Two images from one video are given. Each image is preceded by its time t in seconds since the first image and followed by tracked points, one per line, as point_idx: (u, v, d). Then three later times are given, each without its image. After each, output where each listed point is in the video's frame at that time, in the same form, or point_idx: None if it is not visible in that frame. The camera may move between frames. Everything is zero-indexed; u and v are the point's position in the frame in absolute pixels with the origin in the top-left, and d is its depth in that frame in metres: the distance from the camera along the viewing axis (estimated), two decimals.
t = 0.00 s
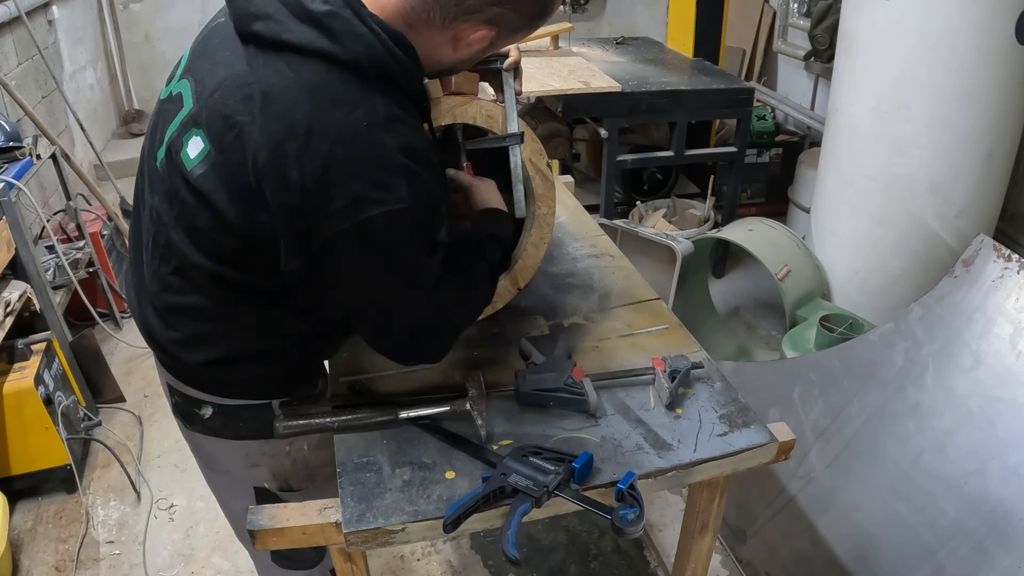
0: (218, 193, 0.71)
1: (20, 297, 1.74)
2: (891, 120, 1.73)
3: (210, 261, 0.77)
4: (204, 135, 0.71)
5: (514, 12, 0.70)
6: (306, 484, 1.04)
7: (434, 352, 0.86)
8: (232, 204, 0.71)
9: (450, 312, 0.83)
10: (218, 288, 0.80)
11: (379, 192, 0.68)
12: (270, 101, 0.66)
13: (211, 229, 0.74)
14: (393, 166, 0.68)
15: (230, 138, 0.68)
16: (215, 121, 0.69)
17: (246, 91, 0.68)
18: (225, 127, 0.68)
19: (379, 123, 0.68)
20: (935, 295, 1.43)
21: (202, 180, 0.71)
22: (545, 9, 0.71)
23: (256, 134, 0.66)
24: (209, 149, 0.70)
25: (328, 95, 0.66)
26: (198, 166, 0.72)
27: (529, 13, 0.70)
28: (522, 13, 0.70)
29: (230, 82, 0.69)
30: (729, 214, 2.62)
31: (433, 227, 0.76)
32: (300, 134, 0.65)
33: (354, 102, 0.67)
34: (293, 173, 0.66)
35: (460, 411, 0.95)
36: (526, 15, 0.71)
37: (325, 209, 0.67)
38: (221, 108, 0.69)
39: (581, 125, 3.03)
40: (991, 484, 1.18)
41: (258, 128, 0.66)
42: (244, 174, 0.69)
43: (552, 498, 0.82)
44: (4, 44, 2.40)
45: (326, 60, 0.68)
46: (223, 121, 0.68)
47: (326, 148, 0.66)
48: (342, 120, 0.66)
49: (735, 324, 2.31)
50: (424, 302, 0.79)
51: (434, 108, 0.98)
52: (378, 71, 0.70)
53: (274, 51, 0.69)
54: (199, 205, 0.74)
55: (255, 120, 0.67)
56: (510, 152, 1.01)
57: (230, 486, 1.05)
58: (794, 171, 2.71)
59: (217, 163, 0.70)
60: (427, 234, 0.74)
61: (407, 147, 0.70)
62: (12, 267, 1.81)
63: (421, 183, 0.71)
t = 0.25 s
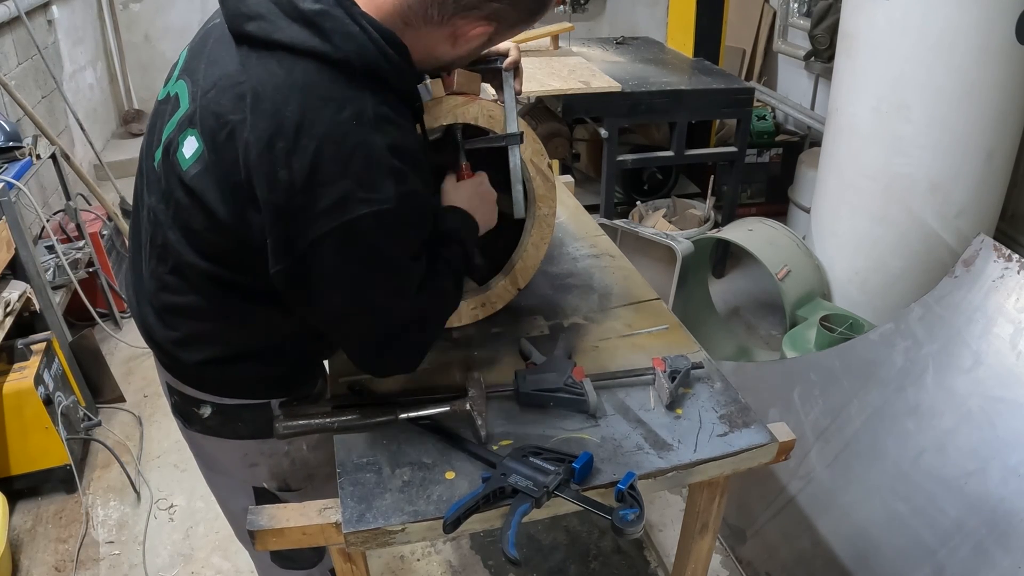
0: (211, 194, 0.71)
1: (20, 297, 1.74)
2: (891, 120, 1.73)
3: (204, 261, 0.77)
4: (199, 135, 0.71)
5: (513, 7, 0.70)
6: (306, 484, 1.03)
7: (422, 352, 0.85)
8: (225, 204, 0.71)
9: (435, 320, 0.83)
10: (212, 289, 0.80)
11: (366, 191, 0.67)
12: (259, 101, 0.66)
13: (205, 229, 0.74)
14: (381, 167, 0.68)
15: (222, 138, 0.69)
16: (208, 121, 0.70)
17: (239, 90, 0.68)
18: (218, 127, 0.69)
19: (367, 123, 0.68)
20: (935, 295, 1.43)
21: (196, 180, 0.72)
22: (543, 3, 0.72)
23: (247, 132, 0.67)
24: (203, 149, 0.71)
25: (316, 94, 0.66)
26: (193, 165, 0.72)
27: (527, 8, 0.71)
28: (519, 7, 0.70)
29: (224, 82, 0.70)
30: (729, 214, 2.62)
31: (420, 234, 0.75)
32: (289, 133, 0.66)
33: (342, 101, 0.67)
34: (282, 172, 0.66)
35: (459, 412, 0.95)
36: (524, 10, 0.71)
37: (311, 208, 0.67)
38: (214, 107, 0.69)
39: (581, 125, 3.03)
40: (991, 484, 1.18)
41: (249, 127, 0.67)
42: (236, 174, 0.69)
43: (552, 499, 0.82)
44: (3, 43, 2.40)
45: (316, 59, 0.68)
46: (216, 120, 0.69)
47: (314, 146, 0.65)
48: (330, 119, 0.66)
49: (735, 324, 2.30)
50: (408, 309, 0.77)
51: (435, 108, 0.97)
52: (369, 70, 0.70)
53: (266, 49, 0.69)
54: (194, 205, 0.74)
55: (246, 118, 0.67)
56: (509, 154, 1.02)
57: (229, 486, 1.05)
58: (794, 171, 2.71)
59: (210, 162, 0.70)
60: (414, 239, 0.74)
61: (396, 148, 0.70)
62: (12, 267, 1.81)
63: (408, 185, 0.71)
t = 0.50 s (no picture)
0: (216, 185, 0.71)
1: (20, 297, 1.74)
2: (891, 119, 1.73)
3: (209, 254, 0.77)
4: (202, 130, 0.72)
5: None
6: (306, 483, 1.03)
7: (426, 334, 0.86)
8: (231, 195, 0.71)
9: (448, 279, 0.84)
10: (219, 283, 0.80)
11: (373, 170, 0.68)
12: (258, 87, 0.66)
13: (211, 222, 0.74)
14: (386, 144, 0.68)
15: (225, 130, 0.69)
16: (210, 114, 0.70)
17: (238, 80, 0.68)
18: (221, 119, 0.69)
19: (369, 101, 0.67)
20: (935, 295, 1.43)
21: (201, 174, 0.72)
22: None
23: (249, 122, 0.67)
24: (207, 143, 0.71)
25: (311, 75, 0.66)
26: (198, 160, 0.72)
27: None
28: None
29: (224, 75, 0.70)
30: (729, 214, 2.62)
31: (428, 199, 0.76)
32: (291, 117, 0.65)
33: (342, 81, 0.67)
34: (287, 156, 0.66)
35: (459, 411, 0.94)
36: None
37: (321, 191, 0.68)
38: (216, 101, 0.69)
39: (581, 125, 3.02)
40: (991, 484, 1.18)
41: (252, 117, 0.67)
42: (241, 165, 0.69)
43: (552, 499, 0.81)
44: (3, 43, 2.40)
45: (312, 41, 0.68)
46: (218, 113, 0.69)
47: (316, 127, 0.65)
48: (331, 99, 0.66)
49: (735, 324, 2.30)
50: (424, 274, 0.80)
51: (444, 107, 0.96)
52: (368, 51, 0.69)
53: (262, 37, 0.69)
54: (198, 198, 0.74)
55: (247, 109, 0.67)
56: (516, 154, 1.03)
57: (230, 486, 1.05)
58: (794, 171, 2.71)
59: (213, 156, 0.71)
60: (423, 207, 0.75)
61: (399, 125, 0.70)
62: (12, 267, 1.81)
63: (415, 158, 0.71)
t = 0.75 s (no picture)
0: (219, 182, 0.71)
1: (20, 298, 1.74)
2: (891, 119, 1.73)
3: (211, 251, 0.77)
4: (204, 126, 0.71)
5: None
6: (305, 483, 1.03)
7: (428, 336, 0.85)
8: (234, 192, 0.71)
9: (454, 272, 0.84)
10: (224, 281, 0.80)
11: (380, 162, 0.68)
12: (263, 82, 0.67)
13: (213, 219, 0.74)
14: (391, 137, 0.68)
15: (229, 126, 0.69)
16: (213, 111, 0.70)
17: (242, 76, 0.68)
18: (224, 116, 0.69)
19: (374, 94, 0.67)
20: (935, 295, 1.43)
21: (203, 170, 0.72)
22: None
23: (254, 117, 0.67)
24: (209, 139, 0.71)
25: (319, 68, 0.66)
26: (199, 157, 0.72)
27: None
28: None
29: (227, 72, 0.70)
30: (729, 214, 2.62)
31: (434, 191, 0.76)
32: (297, 111, 0.65)
33: (347, 75, 0.67)
34: (292, 150, 0.66)
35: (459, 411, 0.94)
36: None
37: (326, 185, 0.68)
38: (219, 97, 0.69)
39: (581, 125, 3.03)
40: (992, 484, 1.18)
41: (256, 112, 0.67)
42: (243, 161, 0.69)
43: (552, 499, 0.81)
44: (3, 43, 2.40)
45: (317, 36, 0.68)
46: (221, 109, 0.69)
47: (322, 121, 0.65)
48: (338, 92, 0.66)
49: (735, 324, 2.30)
50: (432, 266, 0.80)
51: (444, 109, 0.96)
52: (373, 46, 0.69)
53: (266, 34, 0.69)
54: (201, 195, 0.74)
55: (253, 104, 0.67)
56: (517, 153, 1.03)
57: (230, 486, 1.05)
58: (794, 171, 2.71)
59: (216, 152, 0.70)
60: (428, 200, 0.75)
61: (404, 116, 0.70)
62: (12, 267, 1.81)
63: (420, 149, 0.71)
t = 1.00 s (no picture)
0: (215, 186, 0.71)
1: (20, 297, 1.74)
2: (892, 119, 1.73)
3: (208, 255, 0.77)
4: (200, 130, 0.71)
5: None
6: (304, 484, 1.03)
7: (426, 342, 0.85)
8: (230, 196, 0.71)
9: (454, 273, 0.84)
10: (222, 285, 0.80)
11: (378, 165, 0.68)
12: (261, 85, 0.67)
13: (210, 223, 0.74)
14: (390, 139, 0.68)
15: (226, 129, 0.69)
16: (210, 114, 0.70)
17: (239, 79, 0.68)
18: (220, 119, 0.69)
19: (372, 96, 0.67)
20: (936, 295, 1.43)
21: (200, 173, 0.72)
22: None
23: (251, 120, 0.67)
24: (205, 143, 0.71)
25: (316, 72, 0.66)
26: (195, 161, 0.72)
27: None
28: None
29: (223, 75, 0.70)
30: (729, 213, 2.62)
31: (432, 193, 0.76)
32: (295, 114, 0.65)
33: (345, 78, 0.67)
34: (291, 154, 0.66)
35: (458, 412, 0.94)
36: None
37: (324, 188, 0.68)
38: (215, 101, 0.69)
39: (581, 125, 3.03)
40: (992, 484, 1.18)
41: (254, 115, 0.67)
42: (240, 165, 0.69)
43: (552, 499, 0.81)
44: (3, 42, 2.40)
45: (314, 39, 0.68)
46: (218, 113, 0.69)
47: (320, 124, 0.65)
48: (336, 96, 0.66)
49: (736, 324, 2.30)
50: (433, 267, 0.80)
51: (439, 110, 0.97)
52: (371, 49, 0.69)
53: (263, 37, 0.69)
54: (196, 199, 0.74)
55: (250, 108, 0.67)
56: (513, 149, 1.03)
57: (229, 487, 1.05)
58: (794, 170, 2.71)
59: (212, 156, 0.70)
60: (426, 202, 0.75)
61: (402, 119, 0.70)
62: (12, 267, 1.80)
63: (418, 152, 0.71)
